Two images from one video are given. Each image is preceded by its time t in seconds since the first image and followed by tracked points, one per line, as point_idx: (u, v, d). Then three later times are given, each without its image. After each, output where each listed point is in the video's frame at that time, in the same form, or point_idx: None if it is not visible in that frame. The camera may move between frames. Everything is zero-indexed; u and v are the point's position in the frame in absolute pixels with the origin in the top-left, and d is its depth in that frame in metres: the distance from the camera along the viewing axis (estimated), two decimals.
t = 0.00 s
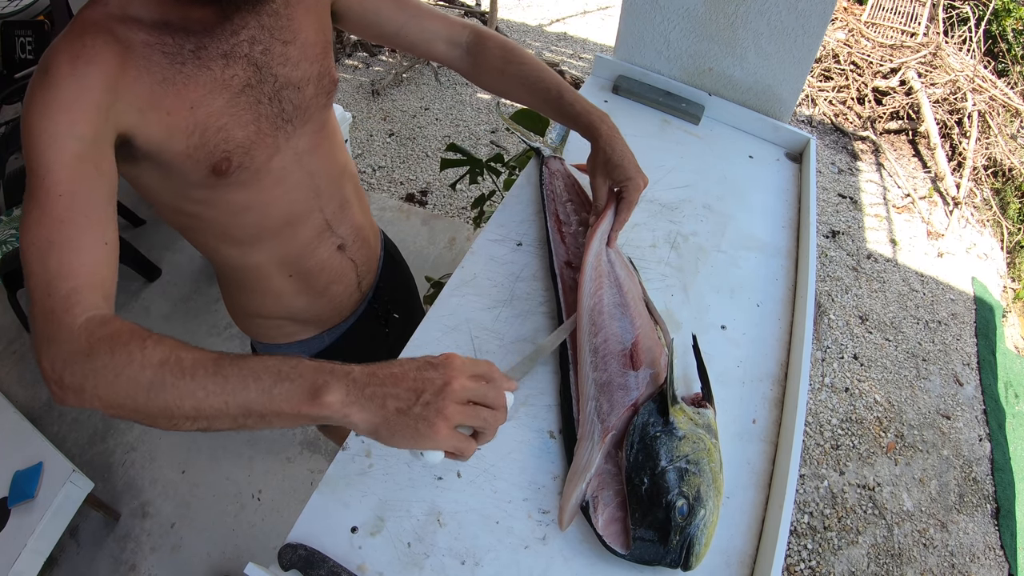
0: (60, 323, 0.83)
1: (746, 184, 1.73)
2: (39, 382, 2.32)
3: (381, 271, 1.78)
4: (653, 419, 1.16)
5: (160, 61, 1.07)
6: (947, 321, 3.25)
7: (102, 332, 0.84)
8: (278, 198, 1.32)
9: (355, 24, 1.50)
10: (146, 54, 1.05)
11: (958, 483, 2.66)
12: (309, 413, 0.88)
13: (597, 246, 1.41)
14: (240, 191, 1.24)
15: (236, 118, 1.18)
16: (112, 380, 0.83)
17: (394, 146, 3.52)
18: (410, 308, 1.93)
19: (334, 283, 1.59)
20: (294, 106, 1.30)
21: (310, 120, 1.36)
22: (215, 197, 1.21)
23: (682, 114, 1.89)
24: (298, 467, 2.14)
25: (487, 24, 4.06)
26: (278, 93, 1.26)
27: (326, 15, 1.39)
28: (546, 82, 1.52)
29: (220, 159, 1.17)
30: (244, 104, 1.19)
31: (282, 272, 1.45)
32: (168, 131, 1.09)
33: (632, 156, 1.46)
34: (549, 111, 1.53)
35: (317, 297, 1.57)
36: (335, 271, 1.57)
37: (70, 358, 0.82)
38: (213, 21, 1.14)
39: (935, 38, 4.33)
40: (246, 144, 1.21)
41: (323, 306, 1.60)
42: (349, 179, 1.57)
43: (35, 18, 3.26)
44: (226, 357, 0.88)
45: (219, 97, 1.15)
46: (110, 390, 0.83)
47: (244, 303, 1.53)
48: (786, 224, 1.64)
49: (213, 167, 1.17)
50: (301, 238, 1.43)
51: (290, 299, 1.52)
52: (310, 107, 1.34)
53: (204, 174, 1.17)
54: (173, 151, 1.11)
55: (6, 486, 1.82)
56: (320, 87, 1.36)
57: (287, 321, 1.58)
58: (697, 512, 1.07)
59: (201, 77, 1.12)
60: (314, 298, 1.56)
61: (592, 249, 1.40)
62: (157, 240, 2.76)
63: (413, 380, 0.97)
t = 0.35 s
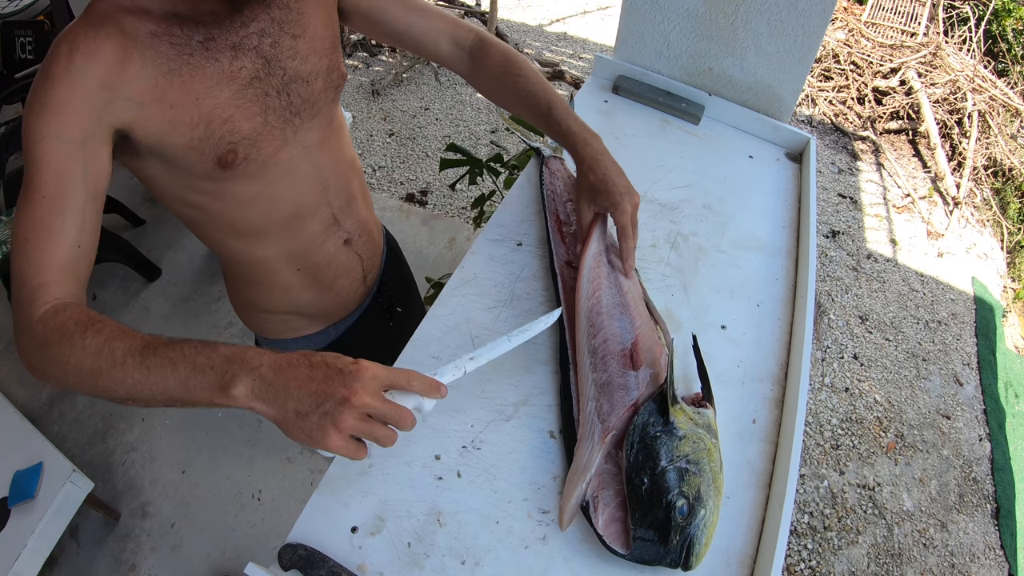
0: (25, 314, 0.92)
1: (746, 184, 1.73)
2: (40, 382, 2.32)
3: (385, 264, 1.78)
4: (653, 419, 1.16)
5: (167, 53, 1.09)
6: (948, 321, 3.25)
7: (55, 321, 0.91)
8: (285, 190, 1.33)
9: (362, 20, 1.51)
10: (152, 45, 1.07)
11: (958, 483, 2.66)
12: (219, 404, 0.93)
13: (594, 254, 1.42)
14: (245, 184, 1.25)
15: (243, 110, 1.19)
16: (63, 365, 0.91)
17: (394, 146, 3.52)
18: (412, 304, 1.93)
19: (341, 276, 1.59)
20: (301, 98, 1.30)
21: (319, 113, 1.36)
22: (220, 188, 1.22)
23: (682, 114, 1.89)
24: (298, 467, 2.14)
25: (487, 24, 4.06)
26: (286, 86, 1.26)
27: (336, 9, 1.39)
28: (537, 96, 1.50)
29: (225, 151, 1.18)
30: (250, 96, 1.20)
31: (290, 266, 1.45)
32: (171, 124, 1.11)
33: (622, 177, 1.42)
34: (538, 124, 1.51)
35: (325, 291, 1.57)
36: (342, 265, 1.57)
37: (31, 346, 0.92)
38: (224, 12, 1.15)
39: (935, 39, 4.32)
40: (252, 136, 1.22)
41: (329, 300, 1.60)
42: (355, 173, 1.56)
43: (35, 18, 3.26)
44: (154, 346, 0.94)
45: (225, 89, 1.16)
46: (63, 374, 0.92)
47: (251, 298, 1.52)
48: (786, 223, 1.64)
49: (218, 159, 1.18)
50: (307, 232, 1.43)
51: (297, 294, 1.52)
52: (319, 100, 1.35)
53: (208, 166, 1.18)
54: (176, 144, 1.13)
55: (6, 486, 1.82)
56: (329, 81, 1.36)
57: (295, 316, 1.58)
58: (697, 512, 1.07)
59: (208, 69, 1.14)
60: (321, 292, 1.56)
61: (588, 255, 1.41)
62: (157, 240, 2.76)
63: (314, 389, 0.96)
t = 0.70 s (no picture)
0: (77, 302, 0.95)
1: (746, 184, 1.73)
2: (40, 382, 2.32)
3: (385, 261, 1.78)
4: (653, 418, 1.16)
5: (176, 46, 1.09)
6: (947, 321, 3.25)
7: (112, 302, 0.95)
8: (292, 184, 1.33)
9: (366, 21, 1.51)
10: (163, 38, 1.07)
11: (958, 483, 2.66)
12: (276, 349, 1.00)
13: (603, 255, 1.41)
14: (252, 177, 1.25)
15: (250, 103, 1.19)
16: (121, 340, 0.96)
17: (394, 146, 3.52)
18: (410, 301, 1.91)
19: (341, 269, 1.58)
20: (307, 92, 1.30)
21: (325, 106, 1.36)
22: (228, 181, 1.23)
23: (682, 114, 1.89)
24: (298, 467, 2.14)
25: (487, 24, 4.05)
26: (292, 79, 1.26)
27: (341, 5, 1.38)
28: (542, 98, 1.49)
29: (233, 145, 1.19)
30: (258, 90, 1.20)
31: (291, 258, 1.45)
32: (182, 116, 1.11)
33: (627, 183, 1.41)
34: (542, 126, 1.50)
35: (324, 284, 1.56)
36: (342, 258, 1.57)
37: (87, 330, 0.95)
38: (230, 7, 1.15)
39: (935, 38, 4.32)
40: (259, 130, 1.22)
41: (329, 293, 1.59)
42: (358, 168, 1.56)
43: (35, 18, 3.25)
44: (207, 309, 1.01)
45: (233, 82, 1.17)
46: (122, 349, 0.96)
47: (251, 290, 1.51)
48: (786, 223, 1.64)
49: (226, 152, 1.18)
50: (310, 225, 1.43)
51: (297, 285, 1.51)
52: (324, 94, 1.35)
53: (217, 160, 1.18)
54: (187, 137, 1.13)
55: (6, 485, 1.82)
56: (334, 75, 1.36)
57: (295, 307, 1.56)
58: (697, 511, 1.07)
59: (216, 62, 1.14)
60: (321, 285, 1.56)
61: (598, 257, 1.40)
62: (157, 240, 2.76)
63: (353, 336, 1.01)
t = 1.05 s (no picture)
0: (110, 279, 0.97)
1: (746, 184, 1.73)
2: (40, 382, 2.32)
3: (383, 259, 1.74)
4: (654, 418, 1.16)
5: (185, 37, 1.09)
6: (948, 321, 3.25)
7: (143, 268, 0.98)
8: (294, 179, 1.33)
9: (371, 19, 1.51)
10: (172, 28, 1.07)
11: (958, 483, 2.66)
12: (301, 254, 1.05)
13: (604, 255, 1.40)
14: (256, 170, 1.25)
15: (257, 96, 1.19)
16: (162, 297, 0.99)
17: (394, 146, 3.52)
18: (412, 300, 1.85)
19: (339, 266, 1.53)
20: (312, 88, 1.30)
21: (329, 103, 1.36)
22: (231, 174, 1.23)
23: (682, 114, 1.89)
24: (298, 467, 2.14)
25: (487, 24, 4.05)
26: (298, 75, 1.27)
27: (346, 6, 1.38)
28: (547, 97, 1.50)
29: (239, 137, 1.19)
30: (264, 85, 1.20)
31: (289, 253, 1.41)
32: (192, 106, 1.12)
33: (630, 182, 1.40)
34: (547, 125, 1.51)
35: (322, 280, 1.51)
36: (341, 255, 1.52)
37: (125, 301, 0.98)
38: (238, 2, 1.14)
39: (935, 39, 4.32)
40: (264, 123, 1.22)
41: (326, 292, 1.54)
42: (359, 167, 1.55)
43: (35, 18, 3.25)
44: (224, 245, 1.05)
45: (242, 74, 1.17)
46: (162, 308, 0.99)
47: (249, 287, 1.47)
48: (786, 223, 1.64)
49: (232, 145, 1.18)
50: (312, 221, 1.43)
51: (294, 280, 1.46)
52: (329, 91, 1.35)
53: (223, 151, 1.18)
54: (195, 127, 1.13)
55: (6, 485, 1.82)
56: (338, 73, 1.36)
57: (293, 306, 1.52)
58: (697, 511, 1.07)
59: (224, 56, 1.14)
60: (318, 281, 1.50)
61: (600, 257, 1.39)
62: (157, 240, 2.75)
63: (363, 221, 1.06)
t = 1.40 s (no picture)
0: (79, 274, 1.01)
1: (746, 184, 1.73)
2: (40, 382, 2.32)
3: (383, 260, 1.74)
4: (653, 419, 1.16)
5: (187, 37, 1.09)
6: (948, 321, 3.25)
7: (106, 270, 0.99)
8: (296, 180, 1.33)
9: (378, 22, 1.50)
10: (174, 28, 1.07)
11: (958, 483, 2.66)
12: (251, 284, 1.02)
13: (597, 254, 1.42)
14: (256, 171, 1.25)
15: (258, 97, 1.19)
16: (119, 300, 1.00)
17: (394, 146, 3.52)
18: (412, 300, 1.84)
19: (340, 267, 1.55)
20: (315, 89, 1.31)
21: (332, 104, 1.37)
22: (231, 174, 1.23)
23: (682, 114, 1.89)
24: (298, 467, 2.14)
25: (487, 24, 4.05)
26: (302, 75, 1.27)
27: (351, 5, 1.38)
28: (549, 90, 1.50)
29: (239, 138, 1.19)
30: (266, 85, 1.20)
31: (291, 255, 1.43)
32: (190, 108, 1.11)
33: (625, 159, 1.42)
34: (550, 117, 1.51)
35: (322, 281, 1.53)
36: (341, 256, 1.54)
37: (89, 296, 1.01)
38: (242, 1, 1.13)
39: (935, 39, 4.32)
40: (265, 124, 1.22)
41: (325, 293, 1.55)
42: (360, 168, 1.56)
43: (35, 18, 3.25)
44: (185, 257, 1.03)
45: (243, 75, 1.17)
46: (121, 308, 1.02)
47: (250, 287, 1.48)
48: (786, 223, 1.64)
49: (232, 145, 1.18)
50: (313, 222, 1.43)
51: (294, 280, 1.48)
52: (332, 93, 1.35)
53: (223, 152, 1.18)
54: (194, 128, 1.13)
55: (6, 485, 1.82)
56: (341, 74, 1.36)
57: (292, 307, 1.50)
58: (697, 511, 1.07)
59: (226, 55, 1.14)
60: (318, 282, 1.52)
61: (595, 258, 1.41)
62: (157, 240, 2.75)
63: (317, 265, 1.02)
